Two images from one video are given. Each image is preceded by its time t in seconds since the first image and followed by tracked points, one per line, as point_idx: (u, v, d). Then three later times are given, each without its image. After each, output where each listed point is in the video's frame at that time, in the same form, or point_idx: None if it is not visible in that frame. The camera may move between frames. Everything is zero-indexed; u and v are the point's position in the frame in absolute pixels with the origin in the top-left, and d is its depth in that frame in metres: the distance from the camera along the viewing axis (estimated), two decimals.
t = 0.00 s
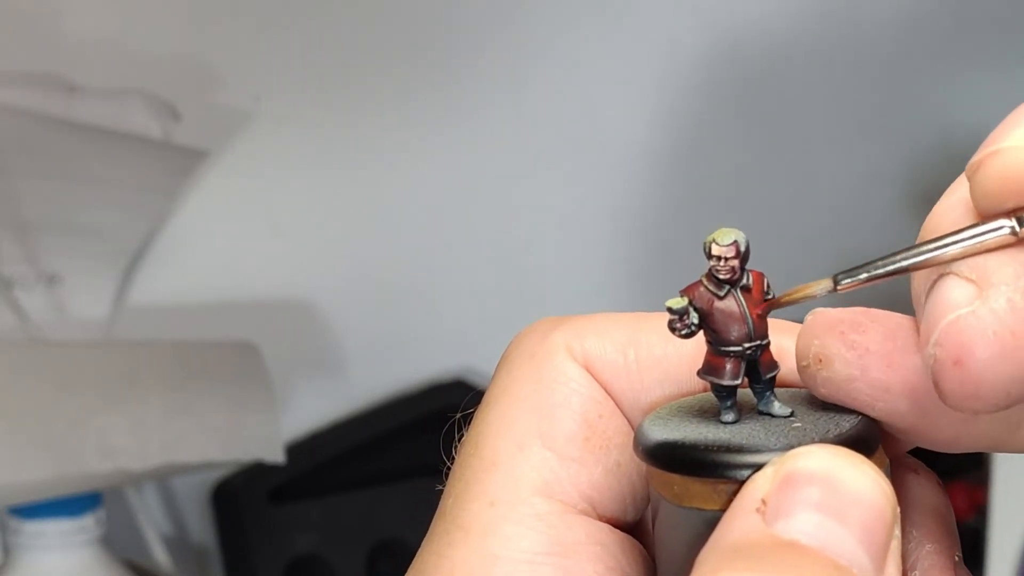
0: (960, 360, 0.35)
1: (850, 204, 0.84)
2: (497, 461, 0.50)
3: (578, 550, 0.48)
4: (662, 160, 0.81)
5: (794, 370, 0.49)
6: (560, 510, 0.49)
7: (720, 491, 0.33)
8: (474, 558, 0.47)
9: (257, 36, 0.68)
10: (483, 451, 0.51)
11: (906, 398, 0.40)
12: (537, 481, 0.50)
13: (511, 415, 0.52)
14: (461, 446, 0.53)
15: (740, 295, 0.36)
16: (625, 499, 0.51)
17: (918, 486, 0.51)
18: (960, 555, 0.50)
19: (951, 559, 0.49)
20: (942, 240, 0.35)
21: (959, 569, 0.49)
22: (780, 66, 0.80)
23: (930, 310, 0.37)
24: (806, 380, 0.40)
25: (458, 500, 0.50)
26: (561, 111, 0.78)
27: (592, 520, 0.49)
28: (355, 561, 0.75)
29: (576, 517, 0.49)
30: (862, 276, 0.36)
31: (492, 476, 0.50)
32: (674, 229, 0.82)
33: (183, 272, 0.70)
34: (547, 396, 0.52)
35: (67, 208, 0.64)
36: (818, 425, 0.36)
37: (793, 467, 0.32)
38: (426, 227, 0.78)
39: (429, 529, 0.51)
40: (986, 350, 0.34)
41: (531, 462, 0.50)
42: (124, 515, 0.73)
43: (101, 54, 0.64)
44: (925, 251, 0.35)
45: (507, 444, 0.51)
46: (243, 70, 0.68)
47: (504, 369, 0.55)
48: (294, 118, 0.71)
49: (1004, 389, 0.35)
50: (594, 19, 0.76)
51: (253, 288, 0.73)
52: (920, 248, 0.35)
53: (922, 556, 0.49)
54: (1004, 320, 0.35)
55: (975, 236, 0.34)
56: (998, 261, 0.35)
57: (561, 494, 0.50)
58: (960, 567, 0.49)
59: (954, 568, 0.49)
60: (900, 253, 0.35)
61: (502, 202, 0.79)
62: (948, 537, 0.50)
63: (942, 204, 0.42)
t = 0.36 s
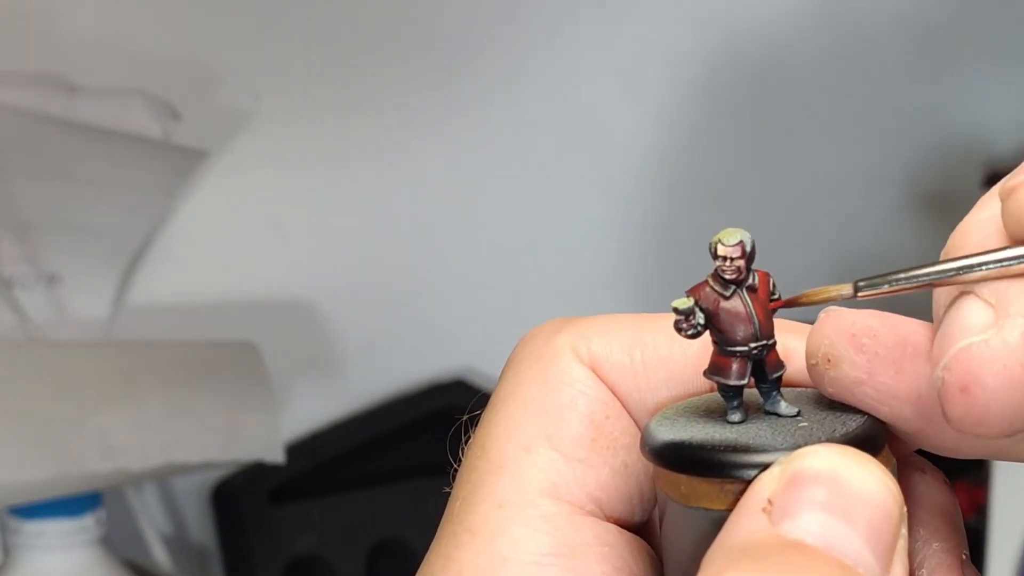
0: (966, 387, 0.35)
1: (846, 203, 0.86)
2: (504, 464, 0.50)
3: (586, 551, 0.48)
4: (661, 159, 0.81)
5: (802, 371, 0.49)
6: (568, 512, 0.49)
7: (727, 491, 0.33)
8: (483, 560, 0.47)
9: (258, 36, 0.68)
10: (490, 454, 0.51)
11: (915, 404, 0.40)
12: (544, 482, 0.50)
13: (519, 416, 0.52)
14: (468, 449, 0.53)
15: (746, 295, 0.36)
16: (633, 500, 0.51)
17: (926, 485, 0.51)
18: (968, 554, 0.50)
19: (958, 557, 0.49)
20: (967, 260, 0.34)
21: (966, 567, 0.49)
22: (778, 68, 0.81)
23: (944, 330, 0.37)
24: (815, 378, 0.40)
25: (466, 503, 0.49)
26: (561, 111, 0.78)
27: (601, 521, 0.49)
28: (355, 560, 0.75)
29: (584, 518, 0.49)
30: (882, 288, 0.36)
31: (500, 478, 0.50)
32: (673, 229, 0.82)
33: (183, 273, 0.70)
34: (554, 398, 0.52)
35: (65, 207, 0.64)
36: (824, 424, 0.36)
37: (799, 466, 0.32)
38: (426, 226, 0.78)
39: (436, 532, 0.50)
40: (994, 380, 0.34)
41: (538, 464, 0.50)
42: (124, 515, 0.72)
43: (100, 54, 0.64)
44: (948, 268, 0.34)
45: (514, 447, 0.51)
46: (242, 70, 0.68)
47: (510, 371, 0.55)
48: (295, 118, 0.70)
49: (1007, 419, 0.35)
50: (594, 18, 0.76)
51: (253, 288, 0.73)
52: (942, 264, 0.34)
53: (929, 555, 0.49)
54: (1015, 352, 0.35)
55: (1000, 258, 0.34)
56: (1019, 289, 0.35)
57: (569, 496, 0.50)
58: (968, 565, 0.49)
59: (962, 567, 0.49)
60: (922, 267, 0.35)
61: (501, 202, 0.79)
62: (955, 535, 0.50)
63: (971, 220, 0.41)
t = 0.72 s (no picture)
0: (929, 382, 0.35)
1: (848, 202, 0.86)
2: (498, 463, 0.50)
3: (581, 551, 0.47)
4: (660, 160, 0.81)
5: (795, 370, 0.49)
6: (563, 511, 0.49)
7: (722, 490, 0.33)
8: (477, 560, 0.47)
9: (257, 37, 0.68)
10: (485, 453, 0.51)
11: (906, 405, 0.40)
12: (538, 482, 0.50)
13: (512, 415, 0.52)
14: (462, 448, 0.53)
15: (739, 294, 0.36)
16: (627, 499, 0.51)
17: (921, 484, 0.51)
18: (962, 553, 0.50)
19: (952, 555, 0.49)
20: (940, 254, 0.33)
21: (960, 566, 0.49)
22: (779, 67, 0.81)
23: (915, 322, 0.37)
24: (806, 376, 0.41)
25: (460, 502, 0.50)
26: (560, 112, 0.78)
27: (595, 521, 0.49)
28: (355, 560, 0.75)
29: (579, 518, 0.49)
30: (855, 278, 0.36)
31: (493, 478, 0.50)
32: (673, 229, 0.82)
33: (183, 273, 0.70)
34: (548, 396, 0.52)
35: (63, 207, 0.64)
36: (818, 424, 0.36)
37: (794, 465, 0.32)
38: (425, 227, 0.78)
39: (431, 531, 0.50)
40: (957, 376, 0.35)
41: (532, 463, 0.50)
42: (124, 516, 0.73)
43: (101, 54, 0.64)
44: (919, 262, 0.34)
45: (508, 446, 0.51)
46: (241, 70, 0.68)
47: (504, 370, 0.55)
48: (293, 119, 0.71)
49: (972, 414, 0.35)
50: (593, 19, 0.77)
51: (253, 288, 0.73)
52: (913, 257, 0.34)
53: (924, 555, 0.49)
54: (979, 347, 0.35)
55: (971, 254, 0.33)
56: (988, 284, 0.35)
57: (564, 496, 0.50)
58: (961, 565, 0.49)
59: (955, 566, 0.49)
60: (893, 259, 0.34)
61: (501, 202, 0.79)
62: (949, 533, 0.50)
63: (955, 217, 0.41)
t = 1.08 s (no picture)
0: (927, 394, 0.35)
1: (847, 203, 0.86)
2: (498, 463, 0.50)
3: (580, 551, 0.47)
4: (659, 160, 0.81)
5: (794, 369, 0.49)
6: (562, 511, 0.49)
7: (721, 492, 0.33)
8: (477, 560, 0.47)
9: (257, 37, 0.68)
10: (484, 452, 0.51)
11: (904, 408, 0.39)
12: (538, 481, 0.50)
13: (511, 415, 0.51)
14: (461, 448, 0.53)
15: (737, 294, 0.36)
16: (626, 499, 0.51)
17: (921, 483, 0.51)
18: (961, 553, 0.50)
19: (950, 555, 0.49)
20: (937, 265, 0.33)
21: (958, 565, 0.50)
22: (779, 67, 0.81)
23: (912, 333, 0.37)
24: (805, 378, 0.40)
25: (459, 502, 0.49)
26: (560, 112, 0.78)
27: (594, 521, 0.49)
28: (355, 560, 0.75)
29: (578, 518, 0.49)
30: (851, 290, 0.35)
31: (491, 478, 0.50)
32: (672, 229, 0.83)
33: (183, 273, 0.70)
34: (546, 396, 0.52)
35: (62, 207, 0.64)
36: (817, 425, 0.36)
37: (793, 466, 0.32)
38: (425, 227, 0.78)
39: (430, 531, 0.50)
40: (955, 388, 0.35)
41: (531, 462, 0.50)
42: (124, 516, 0.72)
43: (100, 53, 0.64)
44: (917, 273, 0.33)
45: (508, 446, 0.50)
46: (241, 70, 0.68)
47: (502, 369, 0.55)
48: (293, 119, 0.70)
49: (970, 426, 0.35)
50: (593, 19, 0.77)
51: (253, 288, 0.73)
52: (910, 268, 0.34)
53: (923, 555, 0.49)
54: (977, 360, 0.35)
55: (970, 262, 0.33)
56: (985, 294, 0.35)
57: (563, 495, 0.50)
58: (960, 565, 0.49)
59: (954, 566, 0.49)
60: (892, 270, 0.34)
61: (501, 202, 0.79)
62: (947, 533, 0.50)
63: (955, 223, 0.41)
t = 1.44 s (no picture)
0: (938, 389, 0.35)
1: (847, 203, 0.86)
2: (502, 462, 0.50)
3: (584, 551, 0.47)
4: (659, 160, 0.81)
5: (798, 370, 0.49)
6: (566, 511, 0.49)
7: (726, 492, 0.33)
8: (481, 560, 0.46)
9: (258, 37, 0.68)
10: (488, 452, 0.51)
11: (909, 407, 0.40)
12: (542, 481, 0.50)
13: (515, 414, 0.51)
14: (465, 447, 0.53)
15: (743, 294, 0.36)
16: (629, 499, 0.51)
17: (925, 484, 0.51)
18: (966, 552, 0.51)
19: (955, 556, 0.50)
20: (950, 259, 0.34)
21: (963, 565, 0.50)
22: (778, 68, 0.81)
23: (924, 327, 0.37)
24: (810, 376, 0.41)
25: (462, 502, 0.49)
26: (560, 112, 0.78)
27: (598, 521, 0.49)
28: (356, 560, 0.75)
29: (582, 518, 0.49)
30: (862, 284, 0.36)
31: (496, 477, 0.50)
32: (672, 229, 0.83)
33: (183, 273, 0.70)
34: (551, 395, 0.52)
35: (63, 207, 0.64)
36: (822, 425, 0.36)
37: (799, 465, 0.32)
38: (425, 227, 0.78)
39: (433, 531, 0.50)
40: (966, 384, 0.35)
41: (535, 462, 0.50)
42: (124, 516, 0.72)
43: (100, 53, 0.64)
44: (930, 266, 0.34)
45: (512, 445, 0.51)
46: (241, 70, 0.68)
47: (506, 369, 0.55)
48: (294, 119, 0.70)
49: (982, 422, 0.35)
50: (593, 19, 0.77)
51: (253, 288, 0.73)
52: (923, 262, 0.34)
53: (928, 555, 0.50)
54: (989, 356, 0.35)
55: (983, 258, 0.34)
56: (998, 290, 0.35)
57: (567, 495, 0.50)
58: (964, 565, 0.50)
59: (958, 566, 0.50)
60: (905, 264, 0.34)
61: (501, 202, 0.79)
62: (952, 533, 0.50)
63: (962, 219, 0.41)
